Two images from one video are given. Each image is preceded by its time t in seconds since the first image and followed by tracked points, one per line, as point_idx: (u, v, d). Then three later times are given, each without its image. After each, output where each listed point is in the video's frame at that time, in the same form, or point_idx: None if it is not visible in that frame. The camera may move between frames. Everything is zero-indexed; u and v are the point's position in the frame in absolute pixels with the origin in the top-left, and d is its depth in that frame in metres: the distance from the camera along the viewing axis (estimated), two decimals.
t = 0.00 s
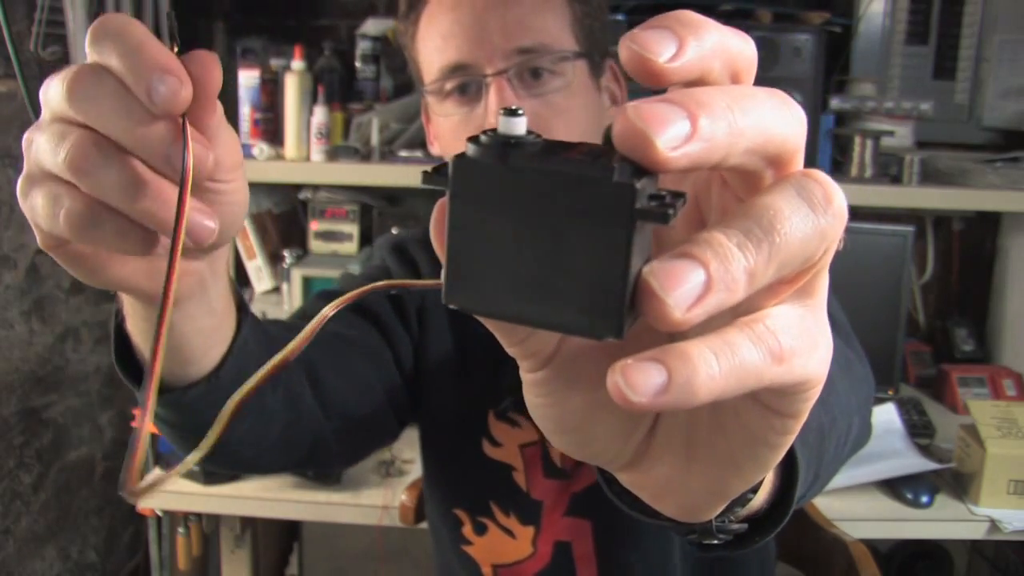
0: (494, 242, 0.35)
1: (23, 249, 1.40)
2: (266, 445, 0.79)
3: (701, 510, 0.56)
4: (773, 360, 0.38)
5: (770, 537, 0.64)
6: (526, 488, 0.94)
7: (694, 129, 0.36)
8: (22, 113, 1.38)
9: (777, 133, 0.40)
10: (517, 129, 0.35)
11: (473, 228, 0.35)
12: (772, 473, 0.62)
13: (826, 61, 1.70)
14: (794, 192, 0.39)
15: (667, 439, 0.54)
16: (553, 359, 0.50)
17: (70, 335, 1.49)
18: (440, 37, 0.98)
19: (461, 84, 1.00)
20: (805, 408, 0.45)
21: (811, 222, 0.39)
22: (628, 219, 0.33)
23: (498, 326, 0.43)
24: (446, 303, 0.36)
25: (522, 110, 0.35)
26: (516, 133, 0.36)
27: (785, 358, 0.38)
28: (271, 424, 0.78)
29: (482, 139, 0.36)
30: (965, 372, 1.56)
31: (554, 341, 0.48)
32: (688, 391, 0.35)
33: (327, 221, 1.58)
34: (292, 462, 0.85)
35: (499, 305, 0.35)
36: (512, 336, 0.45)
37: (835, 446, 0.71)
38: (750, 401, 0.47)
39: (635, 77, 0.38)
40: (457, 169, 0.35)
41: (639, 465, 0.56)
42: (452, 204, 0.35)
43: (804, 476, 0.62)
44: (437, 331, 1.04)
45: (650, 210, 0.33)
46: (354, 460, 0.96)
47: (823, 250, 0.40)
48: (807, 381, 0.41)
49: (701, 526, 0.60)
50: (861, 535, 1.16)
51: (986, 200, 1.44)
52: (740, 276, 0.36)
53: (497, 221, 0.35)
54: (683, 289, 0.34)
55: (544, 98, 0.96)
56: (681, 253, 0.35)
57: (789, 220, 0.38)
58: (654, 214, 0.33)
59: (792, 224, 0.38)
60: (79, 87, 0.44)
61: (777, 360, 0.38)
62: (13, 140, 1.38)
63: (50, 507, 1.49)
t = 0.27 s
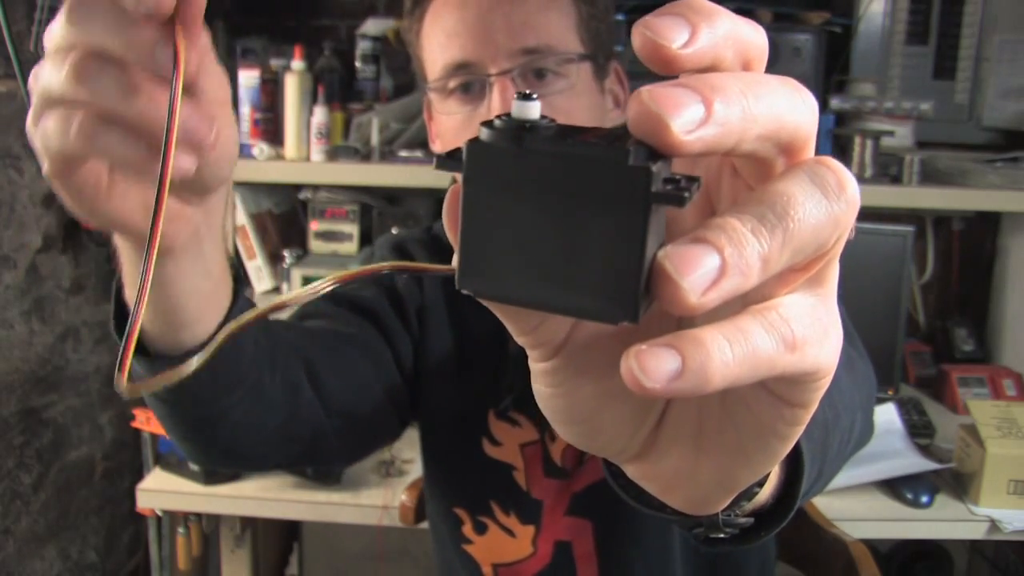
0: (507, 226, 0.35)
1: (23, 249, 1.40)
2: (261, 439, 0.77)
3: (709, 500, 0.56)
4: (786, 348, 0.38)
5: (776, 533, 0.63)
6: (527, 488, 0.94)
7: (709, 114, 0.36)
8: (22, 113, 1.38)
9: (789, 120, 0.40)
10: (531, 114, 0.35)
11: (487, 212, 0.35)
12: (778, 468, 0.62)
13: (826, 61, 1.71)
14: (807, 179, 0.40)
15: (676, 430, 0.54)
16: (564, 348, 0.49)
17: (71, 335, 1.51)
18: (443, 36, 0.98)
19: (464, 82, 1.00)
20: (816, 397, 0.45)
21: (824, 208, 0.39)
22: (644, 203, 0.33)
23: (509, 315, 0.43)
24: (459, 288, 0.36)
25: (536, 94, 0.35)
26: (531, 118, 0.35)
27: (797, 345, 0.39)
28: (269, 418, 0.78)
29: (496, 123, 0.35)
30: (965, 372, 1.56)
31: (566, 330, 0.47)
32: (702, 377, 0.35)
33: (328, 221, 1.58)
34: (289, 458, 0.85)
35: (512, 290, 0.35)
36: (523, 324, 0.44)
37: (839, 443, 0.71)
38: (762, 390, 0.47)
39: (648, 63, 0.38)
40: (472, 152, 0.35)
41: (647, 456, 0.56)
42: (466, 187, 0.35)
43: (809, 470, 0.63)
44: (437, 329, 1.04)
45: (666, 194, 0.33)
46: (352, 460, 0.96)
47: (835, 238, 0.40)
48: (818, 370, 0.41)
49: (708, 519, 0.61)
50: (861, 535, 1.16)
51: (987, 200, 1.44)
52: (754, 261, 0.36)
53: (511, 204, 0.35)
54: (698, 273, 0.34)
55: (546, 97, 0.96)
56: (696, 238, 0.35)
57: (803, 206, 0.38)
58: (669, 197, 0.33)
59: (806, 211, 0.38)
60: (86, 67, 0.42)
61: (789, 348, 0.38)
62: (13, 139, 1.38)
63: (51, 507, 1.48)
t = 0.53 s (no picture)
0: (506, 231, 0.35)
1: (23, 249, 1.39)
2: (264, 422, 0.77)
3: (707, 505, 0.56)
4: (784, 356, 0.38)
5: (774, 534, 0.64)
6: (525, 487, 0.94)
7: (708, 121, 0.36)
8: (22, 113, 1.37)
9: (789, 126, 0.40)
10: (530, 119, 0.35)
11: (485, 216, 0.35)
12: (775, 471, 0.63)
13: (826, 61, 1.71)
14: (806, 186, 0.39)
15: (674, 435, 0.54)
16: (563, 353, 0.49)
17: (70, 335, 1.51)
18: (444, 35, 0.98)
19: (464, 81, 1.00)
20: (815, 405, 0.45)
21: (822, 216, 0.39)
22: (642, 213, 0.33)
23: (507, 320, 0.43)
24: (456, 293, 0.36)
25: (535, 100, 0.35)
26: (529, 123, 0.35)
27: (796, 353, 0.38)
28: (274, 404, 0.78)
29: (495, 129, 0.35)
30: (965, 372, 1.56)
31: (564, 334, 0.47)
32: (700, 386, 0.35)
33: (327, 221, 1.57)
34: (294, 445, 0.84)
35: (508, 297, 0.35)
36: (521, 328, 0.44)
37: (837, 445, 0.71)
38: (760, 397, 0.46)
39: (648, 69, 0.38)
40: (469, 158, 0.35)
41: (645, 460, 0.56)
42: (463, 193, 0.35)
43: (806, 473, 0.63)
44: (437, 329, 1.04)
45: (665, 202, 0.33)
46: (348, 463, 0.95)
47: (833, 246, 0.40)
48: (816, 378, 0.41)
49: (705, 523, 0.61)
50: (861, 535, 1.16)
51: (987, 199, 1.44)
52: (753, 270, 0.36)
53: (509, 208, 0.35)
54: (694, 283, 0.34)
55: (546, 97, 0.96)
56: (694, 247, 0.35)
57: (802, 214, 0.38)
58: (668, 206, 0.33)
59: (805, 218, 0.38)
60: None
61: (787, 355, 0.38)
62: (14, 140, 1.37)
63: (51, 507, 1.48)
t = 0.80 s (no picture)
0: (503, 215, 0.35)
1: (23, 248, 1.39)
2: (264, 428, 0.77)
3: (707, 494, 0.56)
4: (780, 341, 0.38)
5: (774, 526, 0.64)
6: (525, 487, 0.94)
7: (703, 104, 0.36)
8: (22, 113, 1.38)
9: (784, 111, 0.40)
10: (526, 103, 0.35)
11: (482, 200, 0.35)
12: (775, 463, 0.63)
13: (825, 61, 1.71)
14: (802, 170, 0.39)
15: (672, 424, 0.54)
16: (560, 341, 0.49)
17: (70, 334, 1.51)
18: (445, 32, 0.98)
19: (465, 77, 1.00)
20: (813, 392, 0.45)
21: (818, 200, 0.39)
22: (638, 195, 0.33)
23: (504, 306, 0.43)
24: (454, 277, 0.36)
25: (531, 84, 0.34)
26: (525, 107, 0.35)
27: (792, 338, 0.38)
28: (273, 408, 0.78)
29: (492, 112, 0.35)
30: (965, 373, 1.56)
31: (561, 322, 0.47)
32: (696, 369, 0.35)
33: (327, 221, 1.57)
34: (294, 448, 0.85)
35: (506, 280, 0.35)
36: (520, 315, 0.45)
37: (838, 440, 0.71)
38: (757, 384, 0.46)
39: (643, 55, 0.38)
40: (465, 140, 0.34)
41: (644, 450, 0.56)
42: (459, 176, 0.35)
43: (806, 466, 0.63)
44: (436, 328, 1.04)
45: (657, 183, 0.33)
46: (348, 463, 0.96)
47: (830, 230, 0.40)
48: (813, 364, 0.41)
49: (705, 516, 0.60)
50: (861, 535, 1.16)
51: (987, 200, 1.44)
52: (747, 252, 0.36)
53: (505, 192, 0.35)
54: (691, 265, 0.34)
55: (546, 94, 0.96)
56: (688, 230, 0.35)
57: (797, 197, 0.38)
58: (661, 186, 0.33)
59: (800, 201, 0.38)
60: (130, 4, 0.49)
61: (784, 340, 0.38)
62: (14, 140, 1.37)
63: (51, 507, 1.48)
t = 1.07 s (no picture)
0: (492, 225, 0.35)
1: (23, 248, 1.39)
2: (258, 437, 0.77)
3: (702, 501, 0.56)
4: (773, 350, 0.38)
5: (770, 531, 0.64)
6: (524, 488, 0.94)
7: (695, 112, 0.36)
8: (22, 113, 1.38)
9: (776, 118, 0.40)
10: (516, 112, 0.35)
11: (473, 210, 0.35)
12: (773, 468, 0.63)
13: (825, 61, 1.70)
14: (795, 178, 0.39)
15: (668, 430, 0.54)
16: (553, 348, 0.49)
17: (70, 334, 1.51)
18: (445, 31, 0.98)
19: (464, 76, 1.00)
20: (807, 400, 0.45)
21: (812, 208, 0.39)
22: (628, 204, 0.33)
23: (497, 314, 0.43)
24: (444, 287, 0.36)
25: (522, 92, 0.34)
26: (516, 115, 0.35)
27: (786, 347, 0.38)
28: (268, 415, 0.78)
29: (483, 120, 0.35)
30: (965, 373, 1.56)
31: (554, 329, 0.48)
32: (688, 379, 0.35)
33: (327, 221, 1.57)
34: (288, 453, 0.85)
35: (497, 289, 0.35)
36: (512, 323, 0.45)
37: (836, 443, 0.71)
38: (752, 392, 0.46)
39: (635, 62, 0.38)
40: (456, 151, 0.35)
41: (638, 456, 0.56)
42: (449, 186, 0.35)
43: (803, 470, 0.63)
44: (434, 330, 1.04)
45: (650, 193, 0.33)
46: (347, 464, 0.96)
47: (824, 238, 0.40)
48: (807, 372, 0.41)
49: (701, 521, 0.60)
50: (861, 535, 1.16)
51: (987, 200, 1.44)
52: (740, 262, 0.36)
53: (495, 201, 0.35)
54: (682, 275, 0.34)
55: (545, 94, 0.96)
56: (681, 239, 0.35)
57: (791, 206, 0.38)
58: (654, 196, 0.33)
59: (793, 210, 0.38)
60: (109, 29, 0.50)
61: (777, 349, 0.38)
62: (14, 140, 1.37)
63: (51, 507, 1.48)
